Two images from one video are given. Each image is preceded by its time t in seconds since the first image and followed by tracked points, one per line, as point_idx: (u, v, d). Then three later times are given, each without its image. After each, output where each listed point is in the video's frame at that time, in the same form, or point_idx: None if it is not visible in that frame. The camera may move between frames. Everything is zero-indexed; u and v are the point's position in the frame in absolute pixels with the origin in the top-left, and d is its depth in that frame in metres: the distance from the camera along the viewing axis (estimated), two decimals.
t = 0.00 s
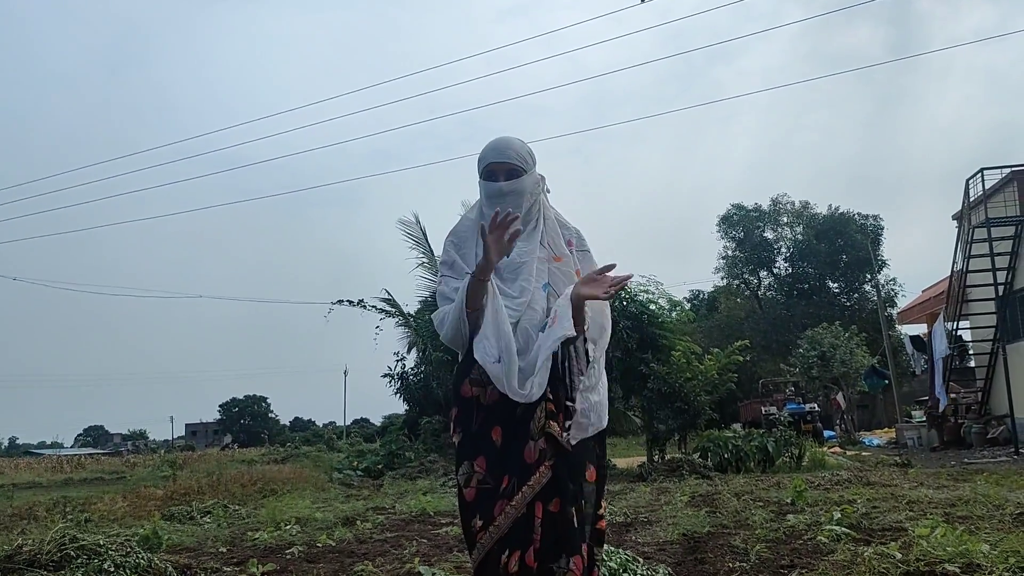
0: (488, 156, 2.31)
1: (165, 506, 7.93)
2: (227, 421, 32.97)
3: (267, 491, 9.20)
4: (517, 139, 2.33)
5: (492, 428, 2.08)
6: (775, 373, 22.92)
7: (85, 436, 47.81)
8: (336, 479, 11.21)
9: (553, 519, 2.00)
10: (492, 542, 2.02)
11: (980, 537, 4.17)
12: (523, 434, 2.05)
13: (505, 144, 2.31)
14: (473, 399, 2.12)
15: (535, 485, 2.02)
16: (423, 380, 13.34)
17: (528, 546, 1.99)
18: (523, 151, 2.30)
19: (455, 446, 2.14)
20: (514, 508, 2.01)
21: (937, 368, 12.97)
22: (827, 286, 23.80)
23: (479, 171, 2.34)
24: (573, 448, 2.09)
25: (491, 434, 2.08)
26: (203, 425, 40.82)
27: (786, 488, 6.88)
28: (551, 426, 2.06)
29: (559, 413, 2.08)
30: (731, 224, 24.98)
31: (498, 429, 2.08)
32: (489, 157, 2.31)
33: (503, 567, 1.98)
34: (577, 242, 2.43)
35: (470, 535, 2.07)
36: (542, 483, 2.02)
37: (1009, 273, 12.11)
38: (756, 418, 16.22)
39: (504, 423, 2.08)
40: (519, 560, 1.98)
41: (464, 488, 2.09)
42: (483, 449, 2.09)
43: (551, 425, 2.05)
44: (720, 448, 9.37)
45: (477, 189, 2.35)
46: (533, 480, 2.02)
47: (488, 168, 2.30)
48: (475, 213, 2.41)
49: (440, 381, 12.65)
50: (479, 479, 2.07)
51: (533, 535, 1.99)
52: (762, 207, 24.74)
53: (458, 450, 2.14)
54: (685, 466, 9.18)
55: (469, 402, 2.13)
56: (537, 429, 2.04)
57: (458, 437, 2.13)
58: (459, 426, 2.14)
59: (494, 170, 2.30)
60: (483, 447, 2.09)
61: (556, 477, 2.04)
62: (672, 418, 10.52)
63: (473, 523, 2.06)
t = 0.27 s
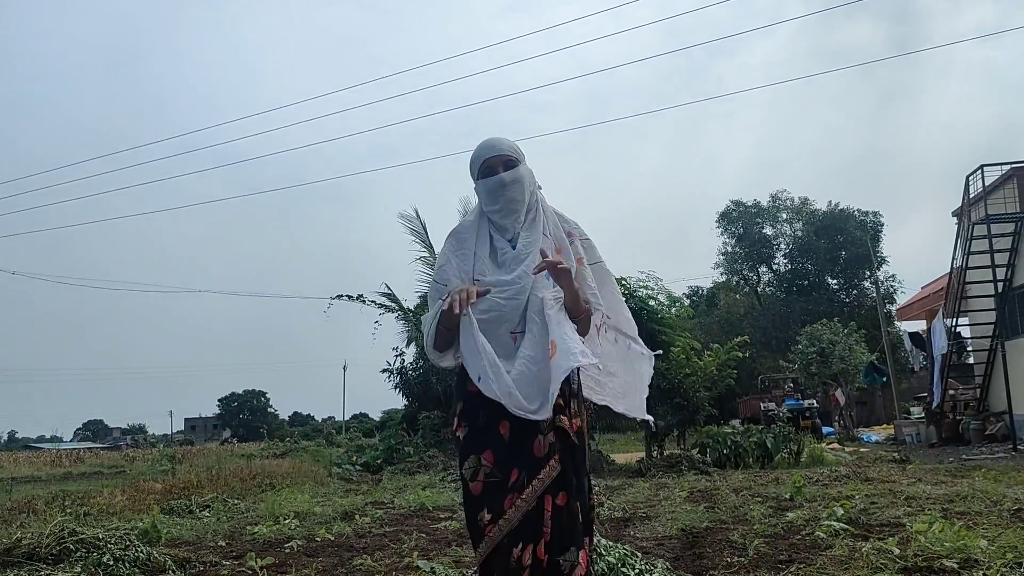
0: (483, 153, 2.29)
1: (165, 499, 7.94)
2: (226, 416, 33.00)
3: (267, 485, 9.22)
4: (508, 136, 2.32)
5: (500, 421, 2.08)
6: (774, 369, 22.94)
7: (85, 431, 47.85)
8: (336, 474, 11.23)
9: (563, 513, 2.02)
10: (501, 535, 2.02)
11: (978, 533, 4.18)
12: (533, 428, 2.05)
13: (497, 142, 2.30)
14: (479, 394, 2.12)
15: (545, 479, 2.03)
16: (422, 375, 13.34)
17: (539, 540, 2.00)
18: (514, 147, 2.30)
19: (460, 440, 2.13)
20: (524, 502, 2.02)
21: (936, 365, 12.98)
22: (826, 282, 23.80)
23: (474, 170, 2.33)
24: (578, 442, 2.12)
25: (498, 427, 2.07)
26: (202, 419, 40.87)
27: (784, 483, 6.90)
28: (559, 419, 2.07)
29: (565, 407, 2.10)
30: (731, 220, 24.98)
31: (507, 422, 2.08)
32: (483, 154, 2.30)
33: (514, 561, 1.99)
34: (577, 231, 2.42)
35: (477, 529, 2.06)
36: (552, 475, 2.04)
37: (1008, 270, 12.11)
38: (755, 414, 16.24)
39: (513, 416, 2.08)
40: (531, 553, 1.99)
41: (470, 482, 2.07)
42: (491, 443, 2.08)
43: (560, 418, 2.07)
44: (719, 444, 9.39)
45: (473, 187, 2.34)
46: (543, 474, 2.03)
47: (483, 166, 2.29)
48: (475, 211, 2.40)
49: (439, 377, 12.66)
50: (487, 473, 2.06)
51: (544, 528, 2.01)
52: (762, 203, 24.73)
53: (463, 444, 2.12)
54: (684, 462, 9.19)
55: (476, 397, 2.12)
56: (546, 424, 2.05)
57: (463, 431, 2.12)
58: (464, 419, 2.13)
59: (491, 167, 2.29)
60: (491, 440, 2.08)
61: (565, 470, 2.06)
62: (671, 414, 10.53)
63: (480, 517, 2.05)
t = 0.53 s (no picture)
0: (479, 152, 2.30)
1: (165, 494, 7.95)
2: (226, 410, 33.04)
3: (267, 480, 9.23)
4: (508, 134, 2.32)
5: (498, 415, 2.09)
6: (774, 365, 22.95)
7: (85, 425, 47.90)
8: (336, 469, 11.24)
9: (559, 506, 1.99)
10: (498, 527, 2.03)
11: (978, 529, 4.18)
12: (528, 421, 2.04)
13: (496, 140, 2.30)
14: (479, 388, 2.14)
15: (540, 472, 2.01)
16: (422, 370, 13.34)
17: (535, 533, 1.99)
18: (514, 146, 2.29)
19: (462, 434, 2.16)
20: (520, 495, 2.01)
21: (936, 362, 12.98)
22: (827, 279, 23.79)
23: (472, 169, 2.34)
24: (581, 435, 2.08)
25: (496, 422, 2.09)
26: (202, 414, 40.91)
27: (784, 480, 6.90)
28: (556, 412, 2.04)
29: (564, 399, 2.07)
30: (731, 216, 24.96)
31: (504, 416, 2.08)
32: (481, 154, 2.30)
33: (510, 553, 2.00)
34: (573, 230, 2.40)
35: (478, 521, 2.08)
36: (548, 469, 2.01)
37: (1008, 267, 12.11)
38: (754, 410, 16.25)
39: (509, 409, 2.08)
40: (527, 546, 1.99)
41: (471, 476, 2.10)
42: (490, 437, 2.09)
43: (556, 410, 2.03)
44: (719, 440, 9.39)
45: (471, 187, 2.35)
46: (538, 467, 2.01)
47: (480, 165, 2.29)
48: (474, 210, 2.42)
49: (439, 372, 12.66)
50: (486, 467, 2.08)
51: (540, 521, 1.99)
52: (762, 199, 24.71)
53: (466, 439, 2.15)
54: (683, 458, 9.20)
55: (476, 391, 2.14)
56: (541, 416, 2.03)
57: (465, 426, 2.15)
58: (466, 414, 2.15)
59: (488, 166, 2.29)
60: (490, 434, 2.10)
61: (563, 463, 2.03)
62: (671, 409, 10.53)
63: (480, 510, 2.07)
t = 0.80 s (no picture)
0: (481, 155, 2.29)
1: (166, 490, 7.96)
2: (226, 406, 33.06)
3: (268, 476, 9.24)
4: (510, 137, 2.31)
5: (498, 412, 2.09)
6: (774, 362, 22.96)
7: (85, 421, 47.94)
8: (336, 465, 11.25)
9: (556, 504, 1.99)
10: (496, 524, 2.02)
11: (978, 527, 4.19)
12: (528, 418, 2.04)
13: (498, 143, 2.29)
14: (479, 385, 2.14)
15: (538, 469, 2.01)
16: (422, 367, 13.34)
17: (531, 530, 1.99)
18: (515, 149, 2.28)
19: (462, 431, 2.15)
20: (518, 492, 2.01)
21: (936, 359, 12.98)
22: (827, 276, 23.77)
23: (473, 172, 2.33)
24: (577, 435, 2.09)
25: (496, 419, 2.09)
26: (202, 410, 40.95)
27: (784, 477, 6.90)
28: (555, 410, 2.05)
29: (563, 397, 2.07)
30: (732, 213, 24.94)
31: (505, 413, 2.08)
32: (483, 157, 2.29)
33: (506, 550, 1.99)
34: (572, 226, 2.38)
35: (476, 517, 2.08)
36: (546, 466, 2.01)
37: (1009, 264, 12.10)
38: (754, 407, 16.26)
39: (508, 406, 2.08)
40: (523, 543, 1.98)
41: (470, 472, 2.10)
42: (490, 434, 2.09)
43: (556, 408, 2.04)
44: (719, 437, 9.40)
45: (472, 189, 2.35)
46: (537, 464, 2.01)
47: (482, 169, 2.28)
48: (474, 209, 2.41)
49: (439, 369, 12.66)
50: (485, 464, 2.08)
51: (536, 518, 1.99)
52: (763, 196, 24.68)
53: (465, 435, 2.15)
54: (683, 455, 9.20)
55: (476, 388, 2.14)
56: (541, 414, 2.04)
57: (464, 422, 2.15)
58: (465, 411, 2.15)
59: (489, 170, 2.28)
60: (489, 432, 2.10)
61: (561, 460, 2.03)
62: (671, 407, 10.53)
63: (478, 507, 2.07)
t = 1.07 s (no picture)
0: (481, 149, 2.30)
1: (168, 487, 7.98)
2: (228, 404, 33.14)
3: (270, 473, 9.25)
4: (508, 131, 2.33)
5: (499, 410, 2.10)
6: (776, 361, 22.95)
7: (87, 418, 48.11)
8: (338, 462, 11.28)
9: (554, 502, 1.99)
10: (496, 523, 2.02)
11: (981, 525, 4.18)
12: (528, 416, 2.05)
13: (496, 137, 2.30)
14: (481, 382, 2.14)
15: (537, 466, 2.01)
16: (424, 365, 13.35)
17: (529, 529, 1.99)
18: (514, 143, 2.29)
19: (462, 428, 2.16)
20: (517, 489, 2.01)
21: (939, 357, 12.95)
22: (830, 274, 23.75)
23: (472, 166, 2.33)
24: (575, 432, 2.10)
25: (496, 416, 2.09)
26: (205, 408, 41.03)
27: (786, 475, 6.90)
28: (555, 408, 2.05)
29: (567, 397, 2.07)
30: (735, 211, 24.94)
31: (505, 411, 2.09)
32: (481, 151, 2.30)
33: (506, 549, 1.99)
34: (570, 223, 2.41)
35: (476, 515, 2.08)
36: (545, 463, 2.01)
37: (1012, 263, 12.09)
38: (757, 405, 16.25)
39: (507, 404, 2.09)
40: (522, 542, 1.98)
41: (470, 469, 2.10)
42: (490, 431, 2.10)
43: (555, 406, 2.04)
44: (720, 435, 9.41)
45: (472, 184, 2.35)
46: (536, 461, 2.01)
47: (481, 162, 2.29)
48: (474, 207, 2.41)
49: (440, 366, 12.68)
50: (486, 461, 2.08)
51: (535, 515, 1.99)
52: (766, 194, 24.68)
53: (465, 433, 2.16)
54: (685, 453, 9.21)
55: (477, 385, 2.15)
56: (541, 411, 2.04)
57: (465, 420, 2.15)
58: (466, 408, 2.15)
59: (488, 162, 2.28)
60: (489, 429, 2.10)
61: (560, 458, 2.03)
62: (673, 405, 10.53)
63: (479, 504, 2.07)
